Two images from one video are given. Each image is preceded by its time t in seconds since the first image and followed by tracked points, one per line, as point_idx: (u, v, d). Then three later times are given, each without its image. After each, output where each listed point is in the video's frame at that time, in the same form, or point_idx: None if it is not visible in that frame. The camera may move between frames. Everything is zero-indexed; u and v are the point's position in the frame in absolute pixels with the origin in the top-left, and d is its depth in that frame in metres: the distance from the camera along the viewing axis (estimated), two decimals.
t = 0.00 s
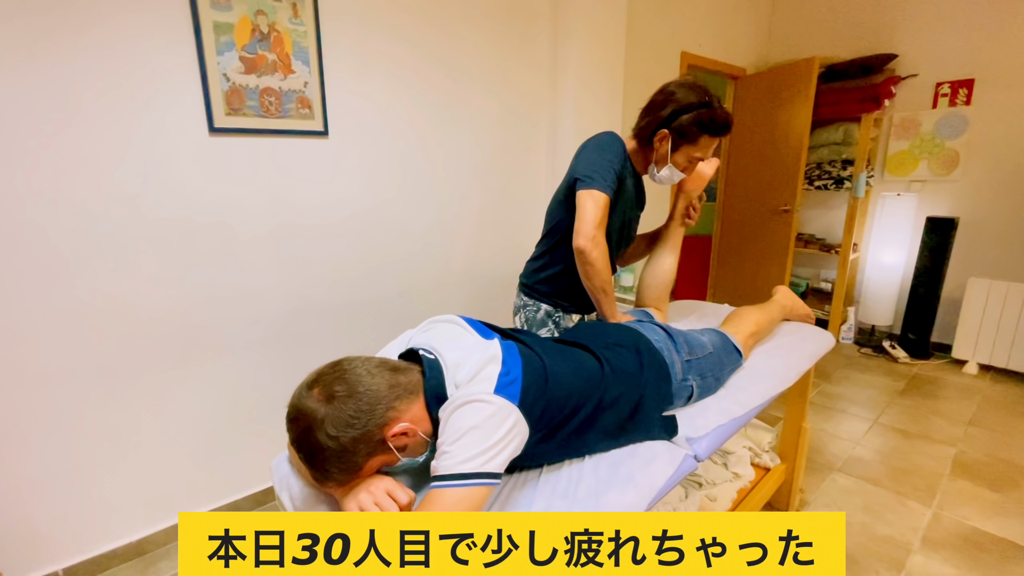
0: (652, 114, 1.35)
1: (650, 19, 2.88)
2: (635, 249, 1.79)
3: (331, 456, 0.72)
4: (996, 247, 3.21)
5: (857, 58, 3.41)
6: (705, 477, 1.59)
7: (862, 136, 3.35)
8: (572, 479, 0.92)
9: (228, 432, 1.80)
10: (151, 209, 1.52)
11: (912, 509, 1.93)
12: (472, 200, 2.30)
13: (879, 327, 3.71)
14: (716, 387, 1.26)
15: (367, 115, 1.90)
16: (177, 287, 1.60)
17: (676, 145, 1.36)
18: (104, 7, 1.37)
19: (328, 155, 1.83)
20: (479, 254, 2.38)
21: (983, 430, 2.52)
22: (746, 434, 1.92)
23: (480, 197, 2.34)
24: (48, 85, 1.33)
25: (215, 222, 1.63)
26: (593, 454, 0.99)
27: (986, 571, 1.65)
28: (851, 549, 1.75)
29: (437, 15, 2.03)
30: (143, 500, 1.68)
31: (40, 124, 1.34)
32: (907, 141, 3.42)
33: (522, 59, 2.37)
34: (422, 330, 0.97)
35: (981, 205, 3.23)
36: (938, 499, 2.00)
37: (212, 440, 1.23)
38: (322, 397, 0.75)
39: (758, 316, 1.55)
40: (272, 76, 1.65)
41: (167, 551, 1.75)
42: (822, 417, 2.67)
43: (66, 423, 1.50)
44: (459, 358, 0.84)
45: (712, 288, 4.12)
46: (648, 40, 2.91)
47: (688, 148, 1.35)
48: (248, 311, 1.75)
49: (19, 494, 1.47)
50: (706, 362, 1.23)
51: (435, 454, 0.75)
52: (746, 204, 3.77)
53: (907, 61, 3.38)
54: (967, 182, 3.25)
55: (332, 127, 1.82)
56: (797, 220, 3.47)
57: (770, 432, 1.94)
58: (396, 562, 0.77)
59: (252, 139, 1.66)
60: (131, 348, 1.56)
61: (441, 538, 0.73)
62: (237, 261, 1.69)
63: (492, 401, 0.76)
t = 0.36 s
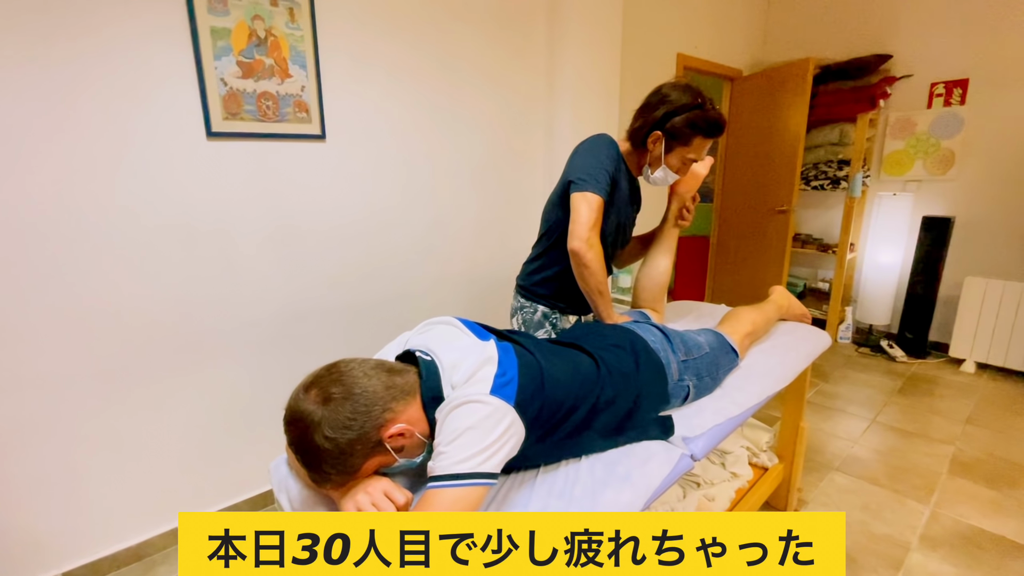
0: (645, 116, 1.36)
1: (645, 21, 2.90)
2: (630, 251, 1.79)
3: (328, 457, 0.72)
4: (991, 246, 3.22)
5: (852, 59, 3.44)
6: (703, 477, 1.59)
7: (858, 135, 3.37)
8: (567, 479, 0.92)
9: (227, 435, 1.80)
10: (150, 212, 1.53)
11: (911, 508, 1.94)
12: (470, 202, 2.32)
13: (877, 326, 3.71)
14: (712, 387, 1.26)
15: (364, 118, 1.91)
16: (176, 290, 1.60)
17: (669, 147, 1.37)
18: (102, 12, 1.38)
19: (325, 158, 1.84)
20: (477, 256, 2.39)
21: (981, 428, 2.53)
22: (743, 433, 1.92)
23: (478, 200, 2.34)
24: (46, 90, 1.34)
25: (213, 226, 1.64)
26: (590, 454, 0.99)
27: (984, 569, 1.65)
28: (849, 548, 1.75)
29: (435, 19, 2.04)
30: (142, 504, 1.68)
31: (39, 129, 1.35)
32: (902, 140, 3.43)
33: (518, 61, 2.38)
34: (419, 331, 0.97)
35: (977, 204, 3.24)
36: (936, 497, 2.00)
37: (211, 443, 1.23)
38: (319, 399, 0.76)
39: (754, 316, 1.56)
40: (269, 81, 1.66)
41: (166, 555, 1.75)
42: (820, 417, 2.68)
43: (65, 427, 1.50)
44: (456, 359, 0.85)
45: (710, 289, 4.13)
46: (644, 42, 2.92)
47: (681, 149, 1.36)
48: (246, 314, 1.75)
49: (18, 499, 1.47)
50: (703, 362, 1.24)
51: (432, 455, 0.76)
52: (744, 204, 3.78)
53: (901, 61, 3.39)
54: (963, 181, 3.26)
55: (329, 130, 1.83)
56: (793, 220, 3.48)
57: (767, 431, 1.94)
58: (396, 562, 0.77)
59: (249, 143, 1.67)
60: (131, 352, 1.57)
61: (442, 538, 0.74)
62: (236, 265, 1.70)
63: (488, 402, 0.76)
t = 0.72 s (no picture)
0: (634, 118, 1.39)
1: (637, 24, 2.93)
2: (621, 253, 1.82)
3: (321, 455, 0.74)
4: (983, 244, 3.25)
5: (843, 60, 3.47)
6: (696, 474, 1.61)
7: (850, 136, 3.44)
8: (558, 475, 0.94)
9: (225, 438, 1.81)
10: (148, 217, 1.55)
11: (903, 504, 1.96)
12: (465, 205, 2.34)
13: (871, 324, 3.74)
14: (702, 384, 1.28)
15: (360, 123, 1.94)
16: (174, 295, 1.62)
17: (658, 149, 1.39)
18: (101, 21, 1.40)
19: (321, 163, 1.86)
20: (472, 259, 2.41)
21: (973, 424, 2.56)
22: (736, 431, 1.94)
23: (473, 202, 2.37)
24: (45, 98, 1.36)
25: (209, 230, 1.65)
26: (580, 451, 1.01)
27: (975, 564, 1.67)
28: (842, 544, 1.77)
29: (430, 24, 2.07)
30: (141, 507, 1.69)
31: (38, 136, 1.36)
32: (894, 140, 3.47)
33: (512, 65, 2.41)
34: (411, 333, 0.99)
35: (968, 203, 3.27)
36: (928, 493, 2.02)
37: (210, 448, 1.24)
38: (312, 398, 0.77)
39: (744, 315, 1.58)
40: (265, 86, 1.68)
41: (165, 558, 1.76)
42: (814, 415, 2.70)
43: (65, 431, 1.52)
44: (447, 359, 0.86)
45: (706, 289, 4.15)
46: (636, 45, 2.95)
47: (669, 151, 1.38)
48: (243, 317, 1.77)
49: (18, 502, 1.48)
50: (692, 360, 1.26)
51: (423, 452, 0.78)
52: (738, 205, 3.81)
53: (892, 62, 3.43)
54: (954, 181, 3.29)
55: (325, 135, 1.85)
56: (787, 220, 3.51)
57: (760, 429, 1.96)
58: (396, 562, 0.79)
59: (245, 148, 1.69)
60: (129, 356, 1.58)
61: (441, 538, 0.77)
62: (232, 269, 1.72)
63: (478, 399, 0.78)
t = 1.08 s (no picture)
0: (608, 115, 1.44)
1: (626, 28, 2.96)
2: (612, 250, 1.83)
3: (307, 453, 0.77)
4: (969, 242, 3.30)
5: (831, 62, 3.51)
6: (683, 471, 1.64)
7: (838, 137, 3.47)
8: (539, 471, 0.97)
9: (219, 440, 1.84)
10: (142, 224, 1.57)
11: (889, 499, 1.99)
12: (456, 208, 2.37)
13: (862, 323, 3.78)
14: (684, 381, 1.32)
15: (352, 128, 1.97)
16: (168, 300, 1.65)
17: (630, 144, 1.42)
18: (94, 32, 1.43)
19: (312, 168, 1.89)
20: (464, 261, 2.44)
21: (960, 420, 2.59)
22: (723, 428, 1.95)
23: (464, 205, 2.40)
24: (41, 108, 1.39)
25: (202, 235, 1.68)
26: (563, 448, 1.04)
27: (957, 556, 1.70)
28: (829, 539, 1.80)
29: (419, 29, 2.10)
30: (137, 509, 1.71)
31: (33, 144, 1.39)
32: (881, 141, 3.51)
33: (501, 70, 2.44)
34: (396, 334, 1.01)
35: (955, 202, 3.31)
36: (914, 488, 2.06)
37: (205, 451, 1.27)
38: (297, 398, 0.80)
39: (728, 314, 1.61)
40: (256, 94, 1.71)
41: (160, 559, 1.78)
42: (804, 413, 2.73)
43: (60, 435, 1.54)
44: (429, 360, 0.89)
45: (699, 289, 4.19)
46: (625, 49, 2.99)
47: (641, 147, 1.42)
48: (236, 321, 1.79)
49: (14, 505, 1.51)
50: (674, 358, 1.29)
51: (406, 449, 0.80)
52: (729, 206, 3.85)
53: (879, 63, 3.48)
54: (941, 180, 3.33)
55: (316, 141, 1.88)
56: (777, 220, 3.55)
57: (748, 427, 1.99)
58: (396, 561, 0.81)
59: (237, 155, 1.71)
60: (124, 360, 1.61)
61: (441, 538, 0.82)
62: (225, 273, 1.74)
63: (459, 398, 0.81)
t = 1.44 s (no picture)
0: (585, 113, 1.51)
1: (616, 32, 3.01)
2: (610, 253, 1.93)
3: (293, 446, 0.80)
4: (958, 240, 3.33)
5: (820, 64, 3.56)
6: (671, 467, 1.66)
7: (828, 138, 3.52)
8: (521, 465, 1.00)
9: (215, 440, 1.87)
10: (138, 230, 1.61)
11: (876, 493, 2.02)
12: (449, 210, 2.40)
13: (854, 321, 3.81)
14: (667, 378, 1.35)
15: (345, 134, 2.01)
16: (164, 304, 1.69)
17: (607, 137, 1.48)
18: (91, 42, 1.47)
19: (306, 173, 1.92)
20: (457, 263, 2.48)
21: (949, 416, 2.62)
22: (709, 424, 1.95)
23: (457, 208, 2.44)
24: (40, 117, 1.43)
25: (197, 240, 1.71)
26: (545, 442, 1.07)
27: (941, 548, 1.73)
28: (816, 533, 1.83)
29: (411, 34, 2.14)
30: (136, 508, 1.75)
31: (32, 153, 1.43)
32: (871, 141, 3.55)
33: (493, 75, 2.48)
34: (383, 333, 1.04)
35: (944, 200, 3.35)
36: (901, 482, 2.09)
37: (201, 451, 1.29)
38: (285, 394, 0.83)
39: (712, 312, 1.64)
40: (250, 101, 1.75)
41: (158, 558, 1.81)
42: (795, 410, 2.75)
43: (59, 437, 1.57)
44: (413, 356, 0.92)
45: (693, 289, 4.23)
46: (616, 52, 3.03)
47: (617, 139, 1.47)
48: (232, 324, 1.83)
49: (14, 505, 1.54)
50: (655, 355, 1.32)
51: (390, 442, 0.83)
52: (722, 206, 3.88)
53: (867, 64, 3.52)
54: (930, 178, 3.37)
55: (309, 146, 1.92)
56: (768, 220, 3.59)
57: (736, 422, 1.97)
58: (396, 562, 0.85)
59: (231, 161, 1.75)
60: (121, 363, 1.64)
61: (441, 538, 0.87)
62: (220, 276, 1.78)
63: (441, 394, 0.84)
